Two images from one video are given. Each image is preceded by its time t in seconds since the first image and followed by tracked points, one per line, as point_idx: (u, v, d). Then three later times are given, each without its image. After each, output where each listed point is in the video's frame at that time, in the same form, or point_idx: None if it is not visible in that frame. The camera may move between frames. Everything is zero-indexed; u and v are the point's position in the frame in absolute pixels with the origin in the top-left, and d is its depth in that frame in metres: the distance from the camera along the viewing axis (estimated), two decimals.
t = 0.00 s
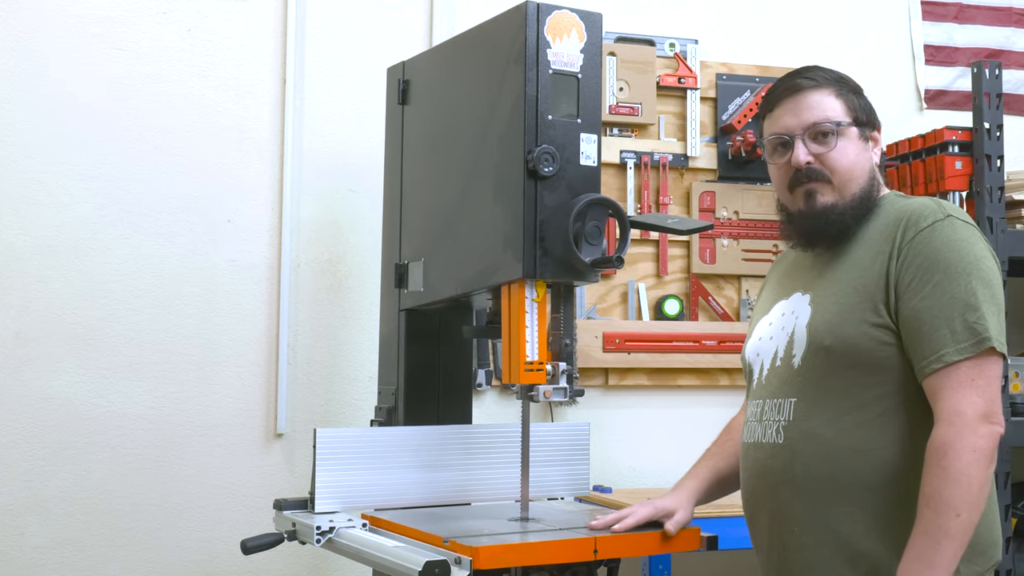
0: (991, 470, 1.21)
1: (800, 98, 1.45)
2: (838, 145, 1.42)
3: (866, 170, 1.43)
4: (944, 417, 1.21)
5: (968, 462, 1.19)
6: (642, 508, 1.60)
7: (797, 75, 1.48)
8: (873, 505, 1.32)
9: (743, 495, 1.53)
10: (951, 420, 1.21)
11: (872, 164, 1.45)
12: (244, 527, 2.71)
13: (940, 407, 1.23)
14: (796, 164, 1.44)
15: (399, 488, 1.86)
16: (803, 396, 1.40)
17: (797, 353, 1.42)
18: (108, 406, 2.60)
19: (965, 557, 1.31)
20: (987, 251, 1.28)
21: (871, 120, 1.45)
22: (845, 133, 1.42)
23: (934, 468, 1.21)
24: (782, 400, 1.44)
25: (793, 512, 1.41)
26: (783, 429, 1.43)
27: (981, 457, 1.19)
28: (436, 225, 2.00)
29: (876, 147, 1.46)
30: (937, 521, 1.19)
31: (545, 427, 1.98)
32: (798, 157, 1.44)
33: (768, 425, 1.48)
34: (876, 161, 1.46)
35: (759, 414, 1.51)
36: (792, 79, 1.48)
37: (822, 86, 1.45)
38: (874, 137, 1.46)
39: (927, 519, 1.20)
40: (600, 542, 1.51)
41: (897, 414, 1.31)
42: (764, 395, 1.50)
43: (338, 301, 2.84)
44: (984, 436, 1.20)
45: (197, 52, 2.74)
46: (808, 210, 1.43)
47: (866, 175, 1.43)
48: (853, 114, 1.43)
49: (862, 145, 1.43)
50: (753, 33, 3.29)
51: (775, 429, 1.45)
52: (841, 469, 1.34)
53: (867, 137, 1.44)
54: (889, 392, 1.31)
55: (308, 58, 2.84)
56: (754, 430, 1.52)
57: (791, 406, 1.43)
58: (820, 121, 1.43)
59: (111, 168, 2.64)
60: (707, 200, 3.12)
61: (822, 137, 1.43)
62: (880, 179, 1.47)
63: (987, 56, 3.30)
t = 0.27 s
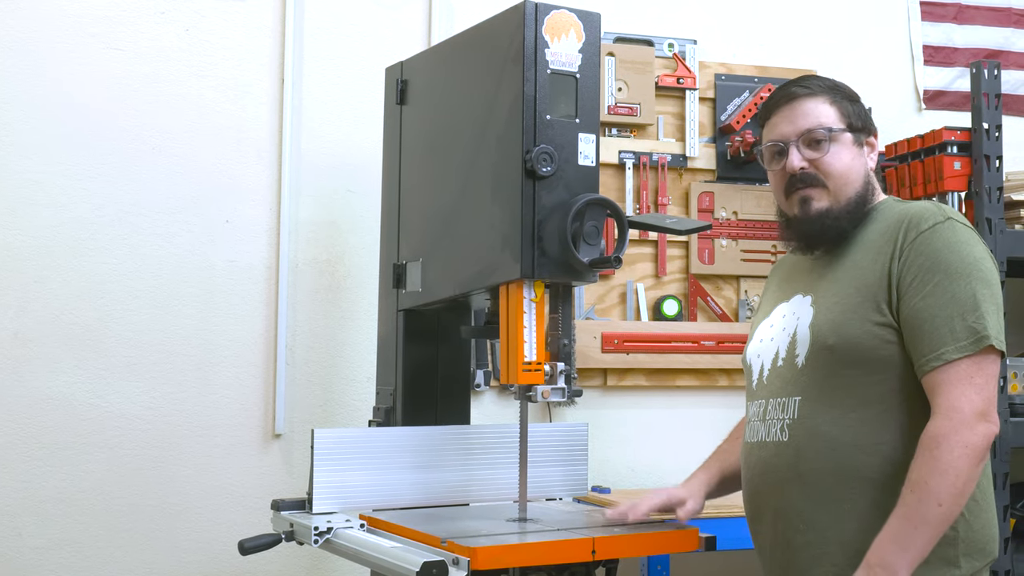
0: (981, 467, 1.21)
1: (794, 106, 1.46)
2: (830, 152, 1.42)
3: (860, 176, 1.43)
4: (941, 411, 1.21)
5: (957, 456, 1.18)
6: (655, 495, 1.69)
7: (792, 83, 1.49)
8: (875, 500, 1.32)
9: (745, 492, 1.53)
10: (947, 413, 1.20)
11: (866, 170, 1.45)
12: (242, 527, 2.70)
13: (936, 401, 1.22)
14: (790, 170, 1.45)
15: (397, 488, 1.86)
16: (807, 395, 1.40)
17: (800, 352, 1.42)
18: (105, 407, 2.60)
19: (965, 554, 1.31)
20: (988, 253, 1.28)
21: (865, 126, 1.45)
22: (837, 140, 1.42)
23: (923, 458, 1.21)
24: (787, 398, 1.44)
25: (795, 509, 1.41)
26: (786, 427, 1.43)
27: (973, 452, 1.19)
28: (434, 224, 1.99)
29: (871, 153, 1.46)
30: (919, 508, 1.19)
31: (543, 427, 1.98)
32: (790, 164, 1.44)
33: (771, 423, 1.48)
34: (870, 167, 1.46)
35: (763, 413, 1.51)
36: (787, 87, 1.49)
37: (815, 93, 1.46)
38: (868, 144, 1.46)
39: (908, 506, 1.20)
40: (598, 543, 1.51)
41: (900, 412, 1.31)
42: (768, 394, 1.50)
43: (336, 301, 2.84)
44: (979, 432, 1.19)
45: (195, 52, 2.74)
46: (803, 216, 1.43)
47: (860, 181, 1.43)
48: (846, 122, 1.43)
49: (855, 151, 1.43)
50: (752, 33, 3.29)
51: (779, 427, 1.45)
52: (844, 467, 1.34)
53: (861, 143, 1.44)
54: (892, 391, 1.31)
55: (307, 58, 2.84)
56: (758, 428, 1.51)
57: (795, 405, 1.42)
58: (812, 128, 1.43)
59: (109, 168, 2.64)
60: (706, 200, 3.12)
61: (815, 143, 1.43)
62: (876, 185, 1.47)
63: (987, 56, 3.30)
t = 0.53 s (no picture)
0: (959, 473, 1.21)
1: (763, 134, 1.50)
2: (789, 175, 1.45)
3: (828, 190, 1.43)
4: (935, 410, 1.21)
5: (939, 455, 1.18)
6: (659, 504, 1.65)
7: (767, 107, 1.52)
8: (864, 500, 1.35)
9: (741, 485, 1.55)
10: (941, 413, 1.20)
11: (840, 181, 1.43)
12: (241, 528, 2.70)
13: (931, 401, 1.23)
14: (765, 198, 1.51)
15: (396, 488, 1.86)
16: (801, 395, 1.42)
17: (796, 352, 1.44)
18: (104, 408, 2.59)
19: (949, 557, 1.33)
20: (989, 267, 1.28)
21: (833, 137, 1.43)
22: (796, 162, 1.44)
23: (905, 446, 1.20)
24: (781, 396, 1.46)
25: (784, 503, 1.44)
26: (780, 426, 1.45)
27: (956, 457, 1.19)
28: (433, 224, 1.99)
29: (850, 159, 1.43)
30: (884, 489, 1.19)
31: (542, 428, 1.98)
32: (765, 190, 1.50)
33: (766, 420, 1.49)
34: (848, 174, 1.43)
35: (760, 410, 1.52)
36: (762, 113, 1.53)
37: (777, 117, 1.48)
38: (845, 152, 1.43)
39: (879, 483, 1.20)
40: (596, 543, 1.50)
41: (892, 415, 1.33)
42: (765, 392, 1.52)
43: (335, 302, 2.84)
44: (969, 439, 1.19)
45: (193, 52, 2.74)
46: (788, 237, 1.48)
47: (830, 195, 1.43)
48: (807, 140, 1.44)
49: (819, 166, 1.43)
50: (751, 34, 3.29)
51: (774, 424, 1.47)
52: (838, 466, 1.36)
53: (829, 157, 1.43)
54: (884, 393, 1.33)
55: (305, 58, 2.84)
56: (755, 423, 1.53)
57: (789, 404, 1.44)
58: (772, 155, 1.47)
59: (108, 168, 2.64)
60: (705, 200, 3.12)
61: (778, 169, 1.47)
62: (861, 191, 1.44)
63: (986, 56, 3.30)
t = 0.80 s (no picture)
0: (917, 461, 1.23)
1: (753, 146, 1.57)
2: (773, 186, 1.52)
3: (809, 198, 1.48)
4: (904, 397, 1.24)
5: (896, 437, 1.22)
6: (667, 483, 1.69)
7: (757, 118, 1.58)
8: (854, 498, 1.37)
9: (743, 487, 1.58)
10: (909, 401, 1.23)
11: (821, 188, 1.47)
12: (240, 529, 2.70)
13: (900, 388, 1.26)
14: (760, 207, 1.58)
15: (395, 489, 1.86)
16: (794, 396, 1.44)
17: (788, 355, 1.46)
18: (103, 409, 2.59)
19: (942, 556, 1.32)
20: (966, 267, 1.29)
21: (811, 146, 1.47)
22: (777, 173, 1.50)
23: (866, 423, 1.24)
24: (776, 398, 1.48)
25: (779, 502, 1.47)
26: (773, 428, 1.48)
27: (915, 445, 1.21)
28: (432, 225, 1.99)
29: (830, 166, 1.47)
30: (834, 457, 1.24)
31: (541, 428, 1.98)
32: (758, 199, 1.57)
33: (763, 422, 1.51)
34: (828, 181, 1.47)
35: (757, 412, 1.54)
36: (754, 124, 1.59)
37: (762, 129, 1.54)
38: (825, 159, 1.47)
39: (836, 448, 1.25)
40: (595, 543, 1.50)
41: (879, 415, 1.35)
42: (763, 394, 1.54)
43: (334, 303, 2.84)
44: (932, 432, 1.21)
45: (192, 53, 2.74)
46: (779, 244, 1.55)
47: (810, 202, 1.47)
48: (786, 150, 1.49)
49: (799, 176, 1.48)
50: (750, 35, 3.29)
51: (769, 426, 1.49)
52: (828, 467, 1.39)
53: (808, 165, 1.48)
54: (869, 394, 1.36)
55: (304, 59, 2.84)
56: (752, 426, 1.56)
57: (782, 406, 1.46)
58: (757, 166, 1.54)
59: (106, 169, 2.64)
60: (704, 201, 3.12)
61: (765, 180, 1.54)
62: (844, 196, 1.47)
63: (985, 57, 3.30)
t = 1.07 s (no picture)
0: (882, 431, 1.23)
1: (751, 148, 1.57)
2: (772, 187, 1.51)
3: (807, 198, 1.47)
4: (877, 368, 1.24)
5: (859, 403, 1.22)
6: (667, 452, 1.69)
7: (754, 121, 1.58)
8: (850, 497, 1.37)
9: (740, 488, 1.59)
10: (883, 371, 1.23)
11: (819, 187, 1.47)
12: (240, 529, 2.70)
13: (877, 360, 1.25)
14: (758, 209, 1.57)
15: (394, 489, 1.86)
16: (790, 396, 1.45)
17: (784, 356, 1.47)
18: (102, 409, 2.59)
19: (940, 553, 1.33)
20: (948, 258, 1.29)
21: (810, 146, 1.47)
22: (776, 174, 1.50)
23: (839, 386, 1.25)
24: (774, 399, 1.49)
25: (776, 502, 1.47)
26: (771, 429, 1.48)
27: (879, 415, 1.21)
28: (432, 225, 1.99)
29: (828, 165, 1.47)
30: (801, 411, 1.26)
31: (541, 429, 1.98)
32: (757, 201, 1.56)
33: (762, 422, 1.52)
34: (827, 180, 1.47)
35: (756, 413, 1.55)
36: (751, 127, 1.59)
37: (760, 131, 1.54)
38: (823, 158, 1.47)
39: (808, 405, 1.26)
40: (595, 543, 1.50)
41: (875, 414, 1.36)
42: (761, 395, 1.54)
43: (334, 303, 2.84)
44: (900, 404, 1.20)
45: (192, 53, 2.73)
46: (779, 246, 1.54)
47: (809, 202, 1.47)
48: (784, 151, 1.49)
49: (797, 176, 1.48)
50: (750, 35, 3.29)
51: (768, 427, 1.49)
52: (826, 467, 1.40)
53: (807, 165, 1.47)
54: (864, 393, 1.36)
55: (304, 60, 2.84)
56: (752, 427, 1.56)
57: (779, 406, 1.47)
58: (756, 168, 1.54)
59: (106, 170, 2.64)
60: (704, 202, 3.12)
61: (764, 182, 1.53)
62: (843, 196, 1.47)
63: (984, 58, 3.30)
